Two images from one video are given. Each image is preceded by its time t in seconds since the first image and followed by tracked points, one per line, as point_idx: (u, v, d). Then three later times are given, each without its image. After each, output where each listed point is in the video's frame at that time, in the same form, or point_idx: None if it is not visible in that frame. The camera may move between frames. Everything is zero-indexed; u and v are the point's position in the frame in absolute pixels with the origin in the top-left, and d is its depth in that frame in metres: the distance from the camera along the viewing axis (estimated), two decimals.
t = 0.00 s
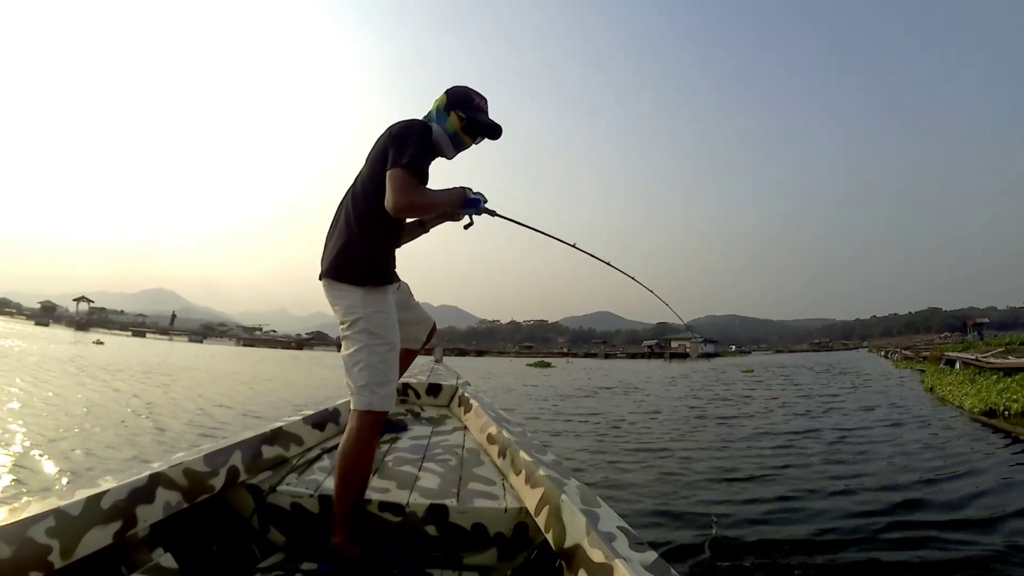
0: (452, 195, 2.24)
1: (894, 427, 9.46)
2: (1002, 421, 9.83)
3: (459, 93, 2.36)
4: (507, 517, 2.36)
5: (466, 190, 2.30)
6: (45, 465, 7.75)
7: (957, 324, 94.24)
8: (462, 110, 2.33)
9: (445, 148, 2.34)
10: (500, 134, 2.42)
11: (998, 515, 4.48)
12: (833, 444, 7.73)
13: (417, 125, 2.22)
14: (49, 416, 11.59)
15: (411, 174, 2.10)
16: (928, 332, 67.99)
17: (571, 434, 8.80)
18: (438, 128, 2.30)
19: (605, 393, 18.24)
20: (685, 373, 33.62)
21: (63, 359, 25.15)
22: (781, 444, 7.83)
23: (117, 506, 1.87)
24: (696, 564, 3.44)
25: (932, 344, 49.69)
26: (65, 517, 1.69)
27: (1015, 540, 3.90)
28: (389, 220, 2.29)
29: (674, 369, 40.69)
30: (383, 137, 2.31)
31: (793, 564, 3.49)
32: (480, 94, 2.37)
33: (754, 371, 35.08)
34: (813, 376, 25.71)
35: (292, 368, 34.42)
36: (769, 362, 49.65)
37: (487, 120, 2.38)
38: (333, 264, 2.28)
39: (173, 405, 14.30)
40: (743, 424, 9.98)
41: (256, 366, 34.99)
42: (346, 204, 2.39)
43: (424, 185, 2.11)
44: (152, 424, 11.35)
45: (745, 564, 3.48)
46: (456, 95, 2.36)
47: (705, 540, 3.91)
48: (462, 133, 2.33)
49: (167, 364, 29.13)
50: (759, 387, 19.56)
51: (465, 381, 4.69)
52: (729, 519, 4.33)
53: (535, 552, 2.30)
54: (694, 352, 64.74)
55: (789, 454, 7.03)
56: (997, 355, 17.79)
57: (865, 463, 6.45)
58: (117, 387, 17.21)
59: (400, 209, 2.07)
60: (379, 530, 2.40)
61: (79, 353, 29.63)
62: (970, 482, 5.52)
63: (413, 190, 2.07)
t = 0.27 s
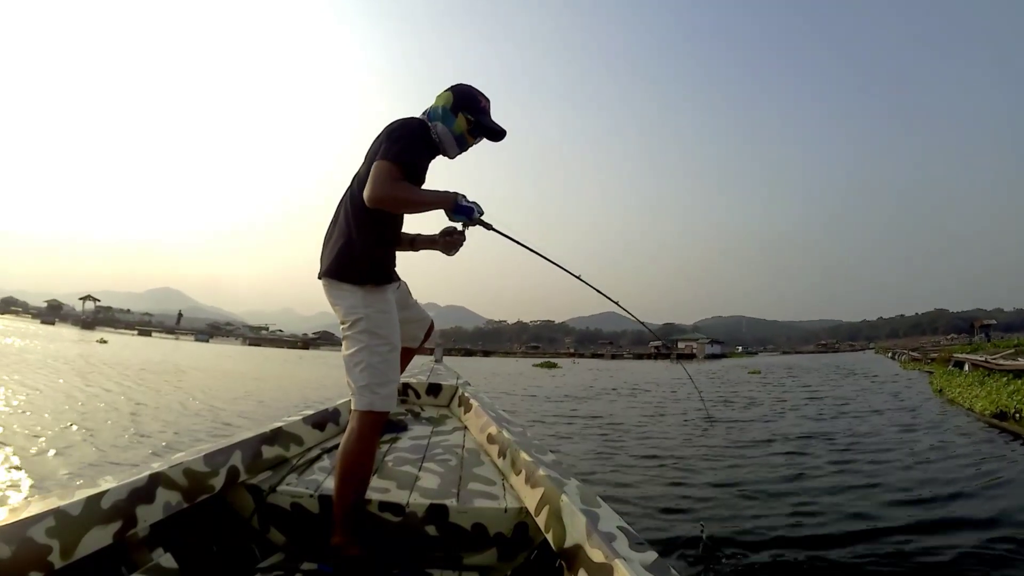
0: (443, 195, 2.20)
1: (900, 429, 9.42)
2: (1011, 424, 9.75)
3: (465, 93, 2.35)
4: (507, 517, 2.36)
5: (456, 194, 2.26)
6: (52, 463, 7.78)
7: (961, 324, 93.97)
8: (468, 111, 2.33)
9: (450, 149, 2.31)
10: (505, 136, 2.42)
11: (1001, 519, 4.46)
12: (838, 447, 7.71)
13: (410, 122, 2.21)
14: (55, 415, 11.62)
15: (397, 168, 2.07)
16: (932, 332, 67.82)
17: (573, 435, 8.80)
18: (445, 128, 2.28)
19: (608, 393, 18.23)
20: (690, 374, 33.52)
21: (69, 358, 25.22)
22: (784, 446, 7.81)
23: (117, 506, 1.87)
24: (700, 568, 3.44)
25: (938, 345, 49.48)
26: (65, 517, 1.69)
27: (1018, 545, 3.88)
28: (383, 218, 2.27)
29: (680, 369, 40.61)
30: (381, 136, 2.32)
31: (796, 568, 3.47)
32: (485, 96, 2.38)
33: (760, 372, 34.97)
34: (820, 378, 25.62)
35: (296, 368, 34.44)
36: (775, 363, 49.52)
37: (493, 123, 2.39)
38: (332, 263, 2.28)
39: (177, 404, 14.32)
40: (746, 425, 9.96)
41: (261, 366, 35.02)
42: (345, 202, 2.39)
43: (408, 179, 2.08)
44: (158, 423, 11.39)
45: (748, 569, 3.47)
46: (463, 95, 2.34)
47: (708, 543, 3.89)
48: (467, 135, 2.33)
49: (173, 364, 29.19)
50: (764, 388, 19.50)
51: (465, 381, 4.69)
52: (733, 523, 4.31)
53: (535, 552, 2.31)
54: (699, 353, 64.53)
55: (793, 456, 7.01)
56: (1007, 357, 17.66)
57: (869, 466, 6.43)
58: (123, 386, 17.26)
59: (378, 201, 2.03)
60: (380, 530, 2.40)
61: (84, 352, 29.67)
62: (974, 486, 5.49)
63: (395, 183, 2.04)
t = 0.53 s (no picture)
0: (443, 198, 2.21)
1: (906, 427, 9.38)
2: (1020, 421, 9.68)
3: (463, 87, 2.35)
4: (507, 517, 2.36)
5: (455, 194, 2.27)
6: (58, 465, 7.81)
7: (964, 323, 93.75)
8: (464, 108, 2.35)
9: (443, 143, 2.31)
10: (500, 132, 2.42)
11: (1003, 520, 4.44)
12: (842, 446, 7.68)
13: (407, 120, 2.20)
14: (61, 417, 11.66)
15: (396, 170, 2.06)
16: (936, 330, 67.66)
17: (575, 436, 8.81)
18: (440, 122, 2.27)
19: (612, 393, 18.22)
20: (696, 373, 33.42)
21: (74, 361, 25.29)
22: (787, 446, 7.79)
23: (117, 506, 1.86)
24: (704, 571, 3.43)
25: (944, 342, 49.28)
26: (65, 517, 1.69)
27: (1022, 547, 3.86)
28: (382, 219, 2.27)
29: (687, 368, 40.50)
30: (376, 132, 2.31)
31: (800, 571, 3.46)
32: (482, 91, 2.37)
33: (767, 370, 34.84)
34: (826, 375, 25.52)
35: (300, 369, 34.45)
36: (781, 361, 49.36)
37: (488, 120, 2.39)
38: (331, 264, 2.28)
39: (182, 406, 14.33)
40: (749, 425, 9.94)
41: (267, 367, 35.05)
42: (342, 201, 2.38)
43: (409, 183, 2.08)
44: (163, 425, 11.43)
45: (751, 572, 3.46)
46: (460, 89, 2.34)
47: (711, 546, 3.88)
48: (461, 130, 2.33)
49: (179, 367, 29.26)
50: (769, 387, 19.46)
51: (465, 381, 4.69)
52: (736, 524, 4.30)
53: (535, 552, 2.30)
54: (705, 352, 64.40)
55: (795, 456, 7.00)
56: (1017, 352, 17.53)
57: (872, 466, 6.41)
58: (129, 389, 17.32)
59: (380, 206, 2.03)
60: (380, 530, 2.40)
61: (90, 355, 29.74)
62: (978, 486, 5.46)
63: (395, 188, 2.04)
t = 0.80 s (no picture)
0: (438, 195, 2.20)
1: (911, 425, 9.35)
2: None
3: (461, 84, 2.34)
4: (507, 517, 2.36)
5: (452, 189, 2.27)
6: (63, 465, 7.83)
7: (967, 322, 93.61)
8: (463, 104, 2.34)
9: (441, 140, 2.29)
10: (498, 130, 2.41)
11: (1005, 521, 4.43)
12: (846, 446, 7.66)
13: (400, 117, 2.19)
14: (67, 419, 11.70)
15: (390, 169, 2.06)
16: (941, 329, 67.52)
17: (576, 437, 8.82)
18: (437, 119, 2.25)
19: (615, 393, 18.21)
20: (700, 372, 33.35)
21: (79, 364, 25.37)
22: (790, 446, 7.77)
23: (117, 506, 1.87)
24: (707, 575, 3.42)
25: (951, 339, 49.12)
26: (65, 517, 1.69)
27: None
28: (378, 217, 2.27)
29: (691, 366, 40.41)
30: (369, 130, 2.31)
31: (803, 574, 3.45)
32: (481, 88, 2.36)
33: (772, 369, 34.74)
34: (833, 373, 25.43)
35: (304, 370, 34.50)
36: (786, 359, 49.18)
37: (487, 117, 2.38)
38: (329, 264, 2.28)
39: (186, 408, 14.36)
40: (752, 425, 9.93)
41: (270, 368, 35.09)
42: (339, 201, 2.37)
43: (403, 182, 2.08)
44: (167, 426, 11.47)
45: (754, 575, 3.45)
46: (459, 86, 2.33)
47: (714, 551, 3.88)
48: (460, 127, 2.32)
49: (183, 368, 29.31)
50: (774, 386, 19.42)
51: (465, 381, 4.68)
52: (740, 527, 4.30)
53: (535, 552, 2.31)
54: (708, 351, 64.35)
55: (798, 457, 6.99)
56: None
57: (875, 465, 6.40)
58: (134, 391, 17.38)
59: (374, 206, 2.03)
60: (380, 530, 2.40)
61: (97, 358, 29.85)
62: (981, 486, 5.44)
63: (390, 188, 2.04)
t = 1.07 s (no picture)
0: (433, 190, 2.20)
1: (915, 424, 9.33)
2: None
3: (454, 77, 2.32)
4: (507, 517, 2.36)
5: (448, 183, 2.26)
6: (66, 466, 7.85)
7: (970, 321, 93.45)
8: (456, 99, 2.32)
9: (435, 135, 2.30)
10: (492, 122, 2.41)
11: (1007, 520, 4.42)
12: (849, 444, 7.65)
13: (390, 114, 2.18)
14: (70, 421, 11.71)
15: (383, 167, 2.06)
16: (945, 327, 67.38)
17: (577, 438, 8.83)
18: (430, 114, 2.25)
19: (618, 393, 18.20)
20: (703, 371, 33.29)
21: (83, 367, 25.36)
22: (792, 445, 7.76)
23: (117, 506, 1.86)
24: None
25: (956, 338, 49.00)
26: (66, 517, 1.69)
27: None
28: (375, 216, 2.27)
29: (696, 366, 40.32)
30: (361, 130, 2.31)
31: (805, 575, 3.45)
32: (474, 80, 2.35)
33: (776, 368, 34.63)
34: (839, 371, 25.37)
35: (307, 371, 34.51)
36: (792, 358, 49.16)
37: (481, 110, 2.37)
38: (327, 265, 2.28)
39: (190, 409, 14.37)
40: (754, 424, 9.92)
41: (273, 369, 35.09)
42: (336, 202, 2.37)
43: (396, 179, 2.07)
44: (171, 428, 11.49)
45: None
46: (451, 79, 2.32)
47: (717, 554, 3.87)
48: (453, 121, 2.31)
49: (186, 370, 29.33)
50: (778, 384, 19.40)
51: (465, 381, 4.68)
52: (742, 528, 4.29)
53: (535, 552, 2.31)
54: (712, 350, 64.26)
55: (800, 455, 6.98)
56: None
57: (876, 464, 6.40)
58: (137, 393, 17.39)
59: (369, 205, 2.03)
60: (380, 530, 2.40)
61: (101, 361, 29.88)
62: (984, 485, 5.43)
63: (384, 186, 2.04)
